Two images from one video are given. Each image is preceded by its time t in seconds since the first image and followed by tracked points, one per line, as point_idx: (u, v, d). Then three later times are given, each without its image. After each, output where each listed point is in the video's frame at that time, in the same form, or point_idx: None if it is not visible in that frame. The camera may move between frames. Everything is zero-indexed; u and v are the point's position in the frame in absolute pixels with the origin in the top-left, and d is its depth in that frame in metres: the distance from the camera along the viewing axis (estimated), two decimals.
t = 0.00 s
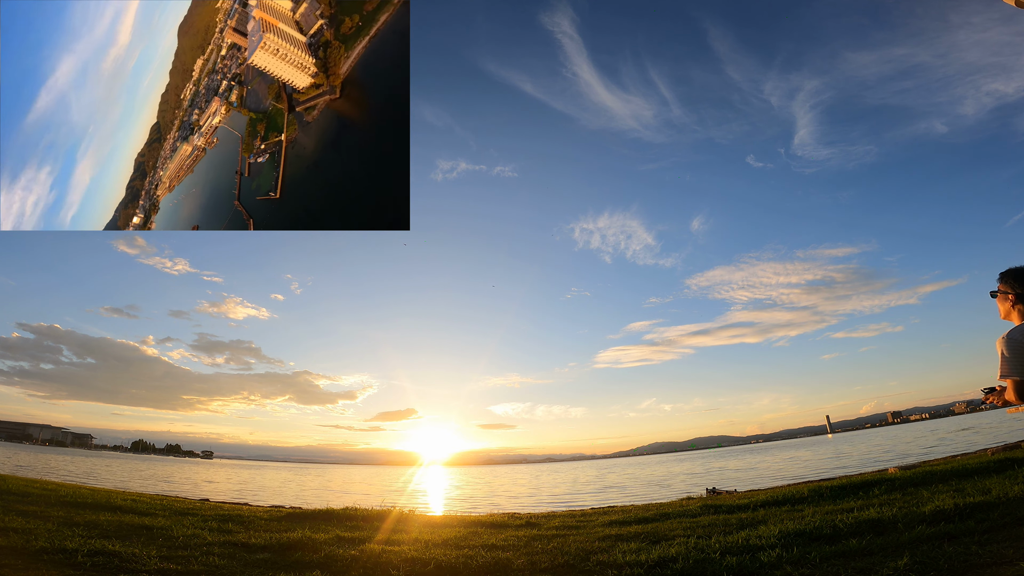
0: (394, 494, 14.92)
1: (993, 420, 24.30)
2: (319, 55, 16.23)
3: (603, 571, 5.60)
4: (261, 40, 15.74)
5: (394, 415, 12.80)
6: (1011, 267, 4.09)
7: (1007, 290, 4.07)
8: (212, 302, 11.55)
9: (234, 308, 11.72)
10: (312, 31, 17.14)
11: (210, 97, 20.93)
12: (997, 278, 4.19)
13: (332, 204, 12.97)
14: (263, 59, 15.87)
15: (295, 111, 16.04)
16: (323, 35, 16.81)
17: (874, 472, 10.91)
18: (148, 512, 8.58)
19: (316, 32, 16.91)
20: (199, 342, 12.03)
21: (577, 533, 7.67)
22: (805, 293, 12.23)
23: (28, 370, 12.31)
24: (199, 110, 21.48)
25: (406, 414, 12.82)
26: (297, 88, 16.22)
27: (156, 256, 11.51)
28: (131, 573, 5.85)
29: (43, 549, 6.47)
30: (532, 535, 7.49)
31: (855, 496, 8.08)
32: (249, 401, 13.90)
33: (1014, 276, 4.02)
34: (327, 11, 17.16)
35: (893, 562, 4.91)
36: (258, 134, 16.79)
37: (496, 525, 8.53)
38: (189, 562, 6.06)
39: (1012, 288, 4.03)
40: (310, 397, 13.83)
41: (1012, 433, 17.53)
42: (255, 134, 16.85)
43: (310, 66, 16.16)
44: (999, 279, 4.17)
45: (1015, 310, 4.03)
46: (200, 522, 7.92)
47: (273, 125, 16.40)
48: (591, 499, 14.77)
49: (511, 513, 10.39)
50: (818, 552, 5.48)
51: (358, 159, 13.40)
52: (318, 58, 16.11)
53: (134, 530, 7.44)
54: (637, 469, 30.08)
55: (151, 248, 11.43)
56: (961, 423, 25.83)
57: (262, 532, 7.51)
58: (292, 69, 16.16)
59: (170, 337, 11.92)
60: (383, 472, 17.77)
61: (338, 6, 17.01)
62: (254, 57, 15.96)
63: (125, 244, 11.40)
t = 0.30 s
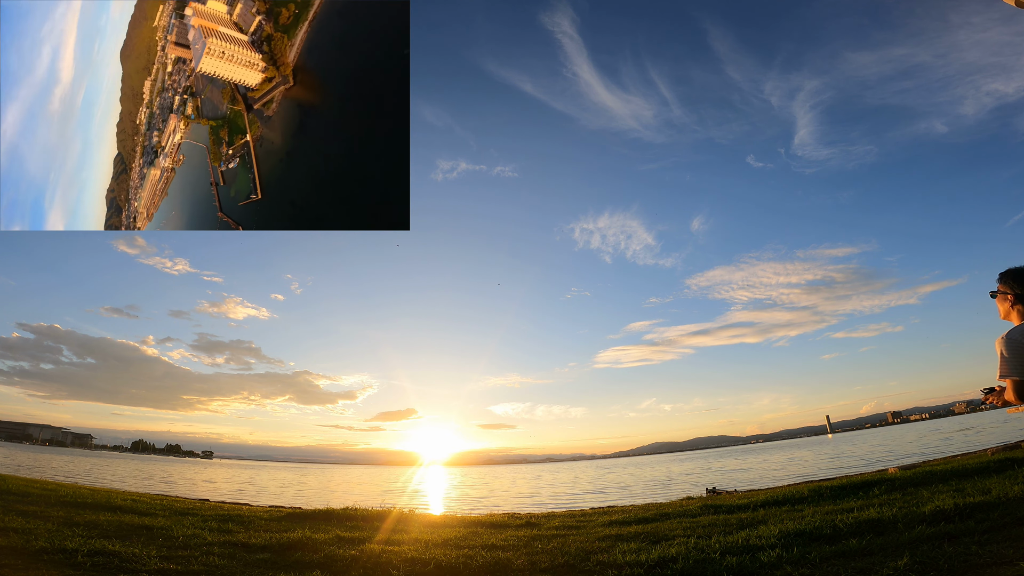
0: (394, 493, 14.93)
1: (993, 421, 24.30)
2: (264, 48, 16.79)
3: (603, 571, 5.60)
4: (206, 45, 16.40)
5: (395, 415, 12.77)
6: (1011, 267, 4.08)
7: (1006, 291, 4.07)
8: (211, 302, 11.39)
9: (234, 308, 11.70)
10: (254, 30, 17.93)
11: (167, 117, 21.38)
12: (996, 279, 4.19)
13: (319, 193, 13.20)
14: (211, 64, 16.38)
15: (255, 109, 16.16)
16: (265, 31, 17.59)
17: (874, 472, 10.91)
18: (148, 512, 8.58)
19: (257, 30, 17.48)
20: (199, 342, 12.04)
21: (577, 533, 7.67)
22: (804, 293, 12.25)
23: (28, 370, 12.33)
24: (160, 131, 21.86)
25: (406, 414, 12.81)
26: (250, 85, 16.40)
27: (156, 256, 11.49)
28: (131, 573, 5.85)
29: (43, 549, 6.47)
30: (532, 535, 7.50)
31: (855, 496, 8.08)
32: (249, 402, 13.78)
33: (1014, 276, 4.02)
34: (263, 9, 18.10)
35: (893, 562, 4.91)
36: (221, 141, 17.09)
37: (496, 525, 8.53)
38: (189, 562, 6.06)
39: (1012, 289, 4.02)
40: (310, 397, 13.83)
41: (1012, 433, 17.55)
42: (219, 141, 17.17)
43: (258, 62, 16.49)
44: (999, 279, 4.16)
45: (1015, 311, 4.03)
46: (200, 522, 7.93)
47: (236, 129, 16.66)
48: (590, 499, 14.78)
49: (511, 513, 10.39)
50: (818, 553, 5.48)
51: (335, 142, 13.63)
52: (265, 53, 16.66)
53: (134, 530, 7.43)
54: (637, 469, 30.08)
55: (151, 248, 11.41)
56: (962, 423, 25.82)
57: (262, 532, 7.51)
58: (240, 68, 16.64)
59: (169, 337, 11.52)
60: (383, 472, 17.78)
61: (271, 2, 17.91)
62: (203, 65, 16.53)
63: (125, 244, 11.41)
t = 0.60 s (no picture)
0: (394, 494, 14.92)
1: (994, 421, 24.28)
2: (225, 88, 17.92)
3: (604, 571, 5.60)
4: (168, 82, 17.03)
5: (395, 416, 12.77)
6: (1010, 268, 4.08)
7: (1006, 291, 4.06)
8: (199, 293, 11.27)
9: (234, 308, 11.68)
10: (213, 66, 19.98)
11: (122, 153, 19.59)
12: (996, 279, 4.18)
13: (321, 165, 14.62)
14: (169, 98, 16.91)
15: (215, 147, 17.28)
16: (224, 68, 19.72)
17: (875, 472, 10.91)
18: (148, 512, 8.58)
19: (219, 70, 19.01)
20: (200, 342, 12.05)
21: (577, 533, 7.67)
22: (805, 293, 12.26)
23: (28, 370, 12.34)
24: (111, 170, 19.31)
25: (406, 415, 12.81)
26: (209, 123, 17.37)
27: (156, 256, 11.47)
28: (131, 573, 5.85)
29: (43, 549, 6.47)
30: (532, 535, 7.50)
31: (855, 496, 8.08)
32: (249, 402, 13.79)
33: (1014, 276, 4.02)
34: (224, 46, 20.33)
35: (893, 562, 4.91)
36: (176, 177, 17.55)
37: (496, 525, 8.53)
38: (189, 562, 6.06)
39: (1012, 289, 4.02)
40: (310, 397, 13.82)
41: (1011, 433, 17.55)
42: (174, 180, 17.40)
43: (217, 98, 17.37)
44: (999, 280, 4.15)
45: (1015, 311, 4.03)
46: (200, 522, 7.93)
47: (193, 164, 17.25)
48: (591, 499, 14.77)
49: (511, 513, 10.39)
50: (818, 553, 5.48)
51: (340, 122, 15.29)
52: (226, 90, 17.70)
53: (134, 530, 7.43)
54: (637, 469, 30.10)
55: (151, 248, 11.40)
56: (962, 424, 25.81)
57: (262, 532, 7.51)
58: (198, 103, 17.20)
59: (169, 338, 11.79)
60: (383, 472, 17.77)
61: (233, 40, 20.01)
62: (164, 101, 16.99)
63: (125, 244, 11.41)
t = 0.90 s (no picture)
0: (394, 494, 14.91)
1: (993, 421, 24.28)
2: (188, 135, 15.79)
3: (603, 570, 5.60)
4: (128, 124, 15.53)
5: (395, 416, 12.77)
6: (1010, 268, 4.07)
7: (1005, 291, 4.06)
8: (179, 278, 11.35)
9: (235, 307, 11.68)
10: (180, 112, 16.80)
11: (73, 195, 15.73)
12: (996, 279, 4.17)
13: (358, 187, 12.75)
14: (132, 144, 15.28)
15: (176, 197, 15.22)
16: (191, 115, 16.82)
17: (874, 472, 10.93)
18: (148, 512, 8.58)
19: (182, 113, 16.55)
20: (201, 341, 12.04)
21: (577, 533, 7.67)
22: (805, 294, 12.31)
23: (28, 370, 12.32)
24: (66, 215, 15.29)
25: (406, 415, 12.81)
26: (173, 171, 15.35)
27: (156, 256, 11.46)
28: (131, 572, 5.85)
29: (43, 549, 6.47)
30: (532, 535, 7.50)
31: (856, 496, 8.08)
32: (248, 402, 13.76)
33: (1013, 276, 4.01)
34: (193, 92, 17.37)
35: (893, 562, 4.91)
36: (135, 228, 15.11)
37: (496, 525, 8.53)
38: (188, 562, 6.06)
39: (1011, 289, 4.02)
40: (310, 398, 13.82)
41: (1012, 433, 17.54)
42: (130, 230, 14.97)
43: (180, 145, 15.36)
44: (999, 280, 4.15)
45: (1014, 311, 4.03)
46: (200, 522, 7.93)
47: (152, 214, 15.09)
48: (591, 500, 14.77)
49: (511, 513, 10.40)
50: (818, 553, 5.48)
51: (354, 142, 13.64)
52: (191, 137, 15.73)
53: (134, 530, 7.43)
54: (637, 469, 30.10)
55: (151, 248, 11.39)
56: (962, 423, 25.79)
57: (262, 532, 7.51)
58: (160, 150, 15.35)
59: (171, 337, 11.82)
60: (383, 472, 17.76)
61: (203, 85, 17.18)
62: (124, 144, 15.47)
63: (125, 244, 11.41)
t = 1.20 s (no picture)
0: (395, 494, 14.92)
1: (993, 420, 24.31)
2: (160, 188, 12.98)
3: (603, 570, 5.60)
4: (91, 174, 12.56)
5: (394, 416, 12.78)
6: (1010, 268, 4.07)
7: (1004, 291, 4.06)
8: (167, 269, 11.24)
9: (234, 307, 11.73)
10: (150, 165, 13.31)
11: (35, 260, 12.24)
12: (995, 279, 4.17)
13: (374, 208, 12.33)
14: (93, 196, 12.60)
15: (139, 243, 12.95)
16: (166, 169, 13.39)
17: (874, 472, 10.95)
18: (148, 512, 8.58)
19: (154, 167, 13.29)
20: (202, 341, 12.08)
21: (577, 533, 7.68)
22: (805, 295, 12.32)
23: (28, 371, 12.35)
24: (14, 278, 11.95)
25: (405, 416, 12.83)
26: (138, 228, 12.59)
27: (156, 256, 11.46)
28: (131, 572, 5.85)
29: (43, 549, 6.47)
30: (532, 535, 7.50)
31: (855, 496, 8.08)
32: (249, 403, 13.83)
33: (1012, 276, 4.01)
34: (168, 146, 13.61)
35: (893, 562, 4.91)
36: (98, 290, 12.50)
37: (496, 525, 8.53)
38: (189, 562, 6.06)
39: (1010, 289, 4.02)
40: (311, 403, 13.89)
41: (1013, 432, 17.53)
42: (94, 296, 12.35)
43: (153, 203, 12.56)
44: (999, 280, 4.14)
45: (1014, 311, 4.03)
46: (200, 522, 7.93)
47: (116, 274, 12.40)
48: (591, 500, 14.75)
49: (511, 513, 10.40)
50: (818, 553, 5.48)
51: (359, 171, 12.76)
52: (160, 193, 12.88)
53: (135, 530, 7.43)
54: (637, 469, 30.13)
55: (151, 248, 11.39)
56: (962, 423, 25.82)
57: (262, 532, 7.51)
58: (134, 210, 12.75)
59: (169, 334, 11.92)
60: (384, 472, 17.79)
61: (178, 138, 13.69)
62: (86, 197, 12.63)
63: (125, 244, 11.41)
